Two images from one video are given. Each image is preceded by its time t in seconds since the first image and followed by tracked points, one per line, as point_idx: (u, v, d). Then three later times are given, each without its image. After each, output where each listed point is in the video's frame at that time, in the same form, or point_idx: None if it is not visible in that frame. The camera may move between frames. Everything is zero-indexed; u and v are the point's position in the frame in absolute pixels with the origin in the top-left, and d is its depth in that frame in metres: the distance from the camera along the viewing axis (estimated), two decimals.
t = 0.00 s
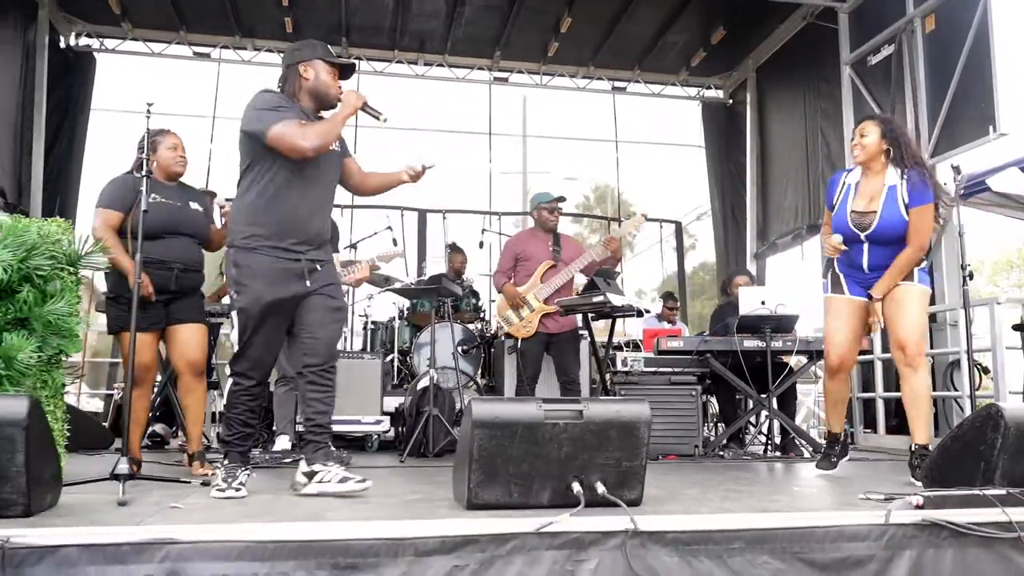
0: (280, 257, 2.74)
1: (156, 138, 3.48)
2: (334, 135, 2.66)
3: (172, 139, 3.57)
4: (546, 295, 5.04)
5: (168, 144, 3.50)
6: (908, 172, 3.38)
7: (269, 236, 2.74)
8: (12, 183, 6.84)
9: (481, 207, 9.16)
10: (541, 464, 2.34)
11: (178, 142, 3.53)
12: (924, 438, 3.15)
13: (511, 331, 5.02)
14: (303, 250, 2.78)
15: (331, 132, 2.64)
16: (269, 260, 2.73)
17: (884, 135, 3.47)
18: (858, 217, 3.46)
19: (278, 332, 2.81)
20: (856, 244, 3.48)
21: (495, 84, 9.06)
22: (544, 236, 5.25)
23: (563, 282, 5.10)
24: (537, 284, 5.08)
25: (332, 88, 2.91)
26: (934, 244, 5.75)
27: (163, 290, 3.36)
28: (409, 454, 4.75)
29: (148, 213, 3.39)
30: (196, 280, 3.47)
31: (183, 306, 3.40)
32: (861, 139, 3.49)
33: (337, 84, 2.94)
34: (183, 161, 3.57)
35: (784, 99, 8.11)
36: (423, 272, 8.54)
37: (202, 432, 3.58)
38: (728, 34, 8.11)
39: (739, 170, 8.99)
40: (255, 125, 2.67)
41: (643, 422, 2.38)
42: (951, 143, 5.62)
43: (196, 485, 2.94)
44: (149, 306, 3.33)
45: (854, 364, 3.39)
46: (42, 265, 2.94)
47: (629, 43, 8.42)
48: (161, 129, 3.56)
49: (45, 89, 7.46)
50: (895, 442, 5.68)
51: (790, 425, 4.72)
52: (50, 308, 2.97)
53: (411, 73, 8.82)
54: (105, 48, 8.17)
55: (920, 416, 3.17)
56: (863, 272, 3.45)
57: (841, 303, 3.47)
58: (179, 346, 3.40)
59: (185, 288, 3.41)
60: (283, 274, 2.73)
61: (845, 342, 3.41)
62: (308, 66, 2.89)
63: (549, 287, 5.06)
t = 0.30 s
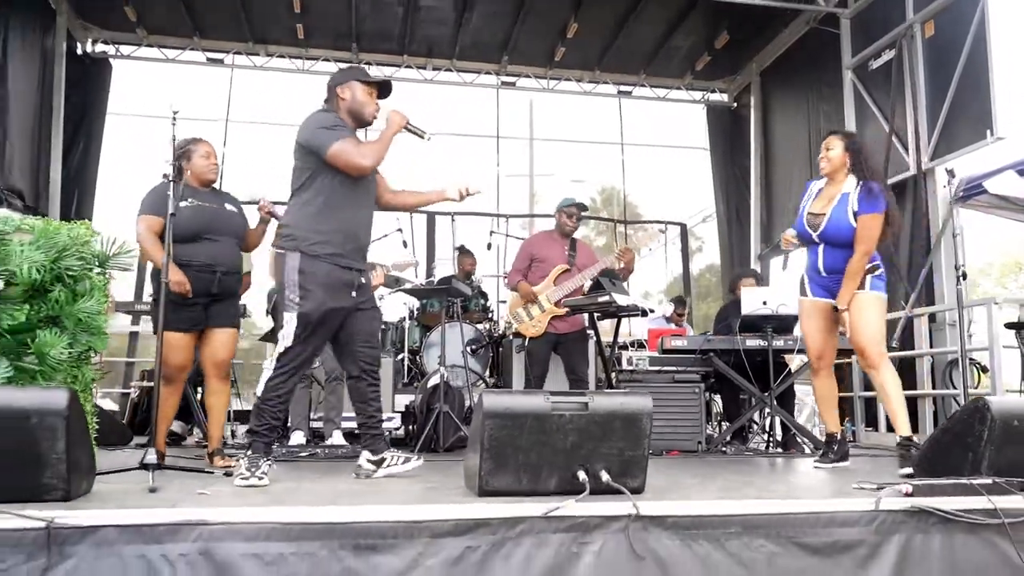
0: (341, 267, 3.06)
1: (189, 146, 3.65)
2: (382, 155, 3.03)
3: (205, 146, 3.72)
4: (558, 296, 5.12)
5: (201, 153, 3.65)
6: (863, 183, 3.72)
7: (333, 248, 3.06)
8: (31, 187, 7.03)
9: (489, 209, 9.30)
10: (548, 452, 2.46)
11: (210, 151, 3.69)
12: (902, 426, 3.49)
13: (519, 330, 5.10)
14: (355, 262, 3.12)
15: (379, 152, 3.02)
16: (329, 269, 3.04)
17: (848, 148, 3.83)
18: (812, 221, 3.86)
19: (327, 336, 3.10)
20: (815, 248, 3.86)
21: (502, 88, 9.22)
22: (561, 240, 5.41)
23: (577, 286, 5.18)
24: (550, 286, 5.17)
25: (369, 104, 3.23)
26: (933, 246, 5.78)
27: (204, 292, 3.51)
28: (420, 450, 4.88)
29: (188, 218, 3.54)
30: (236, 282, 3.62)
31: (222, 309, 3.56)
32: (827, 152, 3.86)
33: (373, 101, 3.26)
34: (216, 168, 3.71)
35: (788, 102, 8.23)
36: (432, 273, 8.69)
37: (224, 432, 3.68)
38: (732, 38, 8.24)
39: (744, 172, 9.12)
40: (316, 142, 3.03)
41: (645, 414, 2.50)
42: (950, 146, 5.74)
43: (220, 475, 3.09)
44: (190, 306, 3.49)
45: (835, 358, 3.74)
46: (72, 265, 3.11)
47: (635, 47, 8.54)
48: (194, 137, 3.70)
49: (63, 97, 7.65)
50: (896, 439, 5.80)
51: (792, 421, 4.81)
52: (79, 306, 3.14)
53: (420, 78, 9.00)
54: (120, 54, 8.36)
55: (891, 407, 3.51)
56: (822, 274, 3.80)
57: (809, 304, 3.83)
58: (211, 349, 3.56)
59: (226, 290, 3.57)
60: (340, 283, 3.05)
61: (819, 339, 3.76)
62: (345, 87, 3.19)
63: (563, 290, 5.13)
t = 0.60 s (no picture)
0: (420, 265, 3.25)
1: (229, 150, 3.84)
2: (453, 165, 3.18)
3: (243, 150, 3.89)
4: (558, 289, 5.29)
5: (239, 156, 3.82)
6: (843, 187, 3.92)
7: (417, 247, 3.25)
8: (49, 186, 7.19)
9: (496, 209, 9.44)
10: (560, 437, 2.59)
11: (248, 155, 3.85)
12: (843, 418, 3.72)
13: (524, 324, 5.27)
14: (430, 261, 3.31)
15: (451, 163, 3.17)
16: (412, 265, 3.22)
17: (826, 157, 4.01)
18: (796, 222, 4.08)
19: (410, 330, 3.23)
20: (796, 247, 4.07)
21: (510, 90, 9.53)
22: (562, 237, 5.51)
23: (574, 278, 5.36)
24: (550, 279, 5.35)
25: (431, 117, 3.40)
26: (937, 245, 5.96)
27: (239, 288, 3.66)
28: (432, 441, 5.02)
29: (221, 219, 3.71)
30: (267, 279, 3.75)
31: (255, 304, 3.71)
32: (806, 161, 4.03)
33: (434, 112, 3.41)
34: (254, 172, 3.88)
35: (791, 104, 8.36)
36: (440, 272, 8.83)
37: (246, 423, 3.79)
38: (736, 41, 8.38)
39: (749, 173, 9.25)
40: (397, 152, 3.17)
41: (652, 400, 2.63)
42: (949, 146, 5.88)
43: (244, 461, 3.23)
44: (221, 299, 3.63)
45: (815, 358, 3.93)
46: (102, 260, 3.24)
47: (641, 49, 8.67)
48: (233, 143, 3.89)
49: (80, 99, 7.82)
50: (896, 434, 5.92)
51: (794, 414, 4.94)
52: (109, 300, 3.28)
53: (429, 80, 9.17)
54: (135, 57, 8.53)
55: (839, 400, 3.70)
56: (801, 273, 4.03)
57: (790, 303, 4.00)
58: (242, 342, 3.71)
59: (258, 285, 3.71)
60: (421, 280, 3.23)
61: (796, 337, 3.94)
62: (410, 102, 3.37)
63: (561, 282, 5.30)
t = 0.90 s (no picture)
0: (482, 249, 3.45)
1: (256, 145, 3.93)
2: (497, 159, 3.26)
3: (271, 144, 3.97)
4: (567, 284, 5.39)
5: (266, 150, 3.91)
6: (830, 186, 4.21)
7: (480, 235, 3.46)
8: (65, 182, 7.30)
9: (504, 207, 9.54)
10: (579, 418, 2.69)
11: (275, 149, 3.93)
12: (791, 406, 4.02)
13: (534, 320, 5.34)
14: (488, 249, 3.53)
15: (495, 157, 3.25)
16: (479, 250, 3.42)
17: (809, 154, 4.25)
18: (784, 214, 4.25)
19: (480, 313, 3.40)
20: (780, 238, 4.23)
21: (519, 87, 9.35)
22: (568, 232, 5.66)
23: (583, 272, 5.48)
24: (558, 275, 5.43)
25: (484, 114, 3.49)
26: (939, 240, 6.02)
27: (254, 276, 3.76)
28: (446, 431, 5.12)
29: (237, 208, 3.89)
30: (286, 267, 3.84)
31: (274, 293, 3.81)
32: (791, 158, 4.26)
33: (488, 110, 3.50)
34: (281, 165, 3.97)
35: (797, 103, 8.44)
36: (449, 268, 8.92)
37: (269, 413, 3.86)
38: (743, 41, 8.46)
39: (755, 171, 9.33)
40: (445, 150, 3.32)
41: (667, 383, 2.75)
42: (954, 144, 5.96)
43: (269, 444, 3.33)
44: (241, 286, 3.75)
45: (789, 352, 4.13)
46: (132, 248, 3.35)
47: (648, 49, 8.76)
48: (260, 136, 3.99)
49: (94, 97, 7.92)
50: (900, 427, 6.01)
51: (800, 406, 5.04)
52: (139, 286, 3.38)
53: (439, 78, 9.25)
54: (148, 55, 8.64)
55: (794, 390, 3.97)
56: (786, 264, 4.17)
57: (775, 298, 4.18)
58: (265, 331, 3.81)
59: (273, 273, 3.79)
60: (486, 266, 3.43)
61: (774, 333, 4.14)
62: (464, 101, 3.49)
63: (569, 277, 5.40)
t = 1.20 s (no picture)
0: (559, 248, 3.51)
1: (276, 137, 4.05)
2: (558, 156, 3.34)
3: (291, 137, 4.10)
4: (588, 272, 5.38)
5: (283, 142, 4.04)
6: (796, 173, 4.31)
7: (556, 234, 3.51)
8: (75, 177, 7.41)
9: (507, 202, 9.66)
10: (597, 396, 2.80)
11: (293, 141, 4.05)
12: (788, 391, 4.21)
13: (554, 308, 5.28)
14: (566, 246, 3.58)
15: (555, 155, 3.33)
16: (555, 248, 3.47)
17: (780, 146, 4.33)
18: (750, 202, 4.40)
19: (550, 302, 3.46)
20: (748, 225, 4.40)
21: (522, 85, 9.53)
22: (584, 224, 5.79)
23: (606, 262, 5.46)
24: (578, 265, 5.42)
25: (549, 115, 3.61)
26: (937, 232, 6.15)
27: (262, 264, 3.88)
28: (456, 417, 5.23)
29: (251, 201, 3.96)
30: (297, 256, 3.96)
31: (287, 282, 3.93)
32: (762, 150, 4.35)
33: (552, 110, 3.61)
34: (297, 157, 4.08)
35: (796, 100, 8.57)
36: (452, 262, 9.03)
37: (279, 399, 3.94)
38: (744, 38, 8.58)
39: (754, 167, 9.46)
40: (508, 152, 3.43)
41: (679, 362, 2.86)
42: (950, 139, 6.09)
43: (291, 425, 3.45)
44: (256, 273, 3.88)
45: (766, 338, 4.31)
46: (158, 237, 3.46)
47: (650, 46, 8.88)
48: (281, 129, 4.12)
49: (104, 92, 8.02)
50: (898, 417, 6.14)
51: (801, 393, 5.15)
52: (165, 274, 3.49)
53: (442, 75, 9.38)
54: (157, 51, 8.75)
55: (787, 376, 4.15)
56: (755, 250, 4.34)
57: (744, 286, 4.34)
58: (281, 317, 3.93)
59: (281, 263, 3.91)
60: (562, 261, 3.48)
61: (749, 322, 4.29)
62: (530, 103, 3.62)
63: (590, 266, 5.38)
